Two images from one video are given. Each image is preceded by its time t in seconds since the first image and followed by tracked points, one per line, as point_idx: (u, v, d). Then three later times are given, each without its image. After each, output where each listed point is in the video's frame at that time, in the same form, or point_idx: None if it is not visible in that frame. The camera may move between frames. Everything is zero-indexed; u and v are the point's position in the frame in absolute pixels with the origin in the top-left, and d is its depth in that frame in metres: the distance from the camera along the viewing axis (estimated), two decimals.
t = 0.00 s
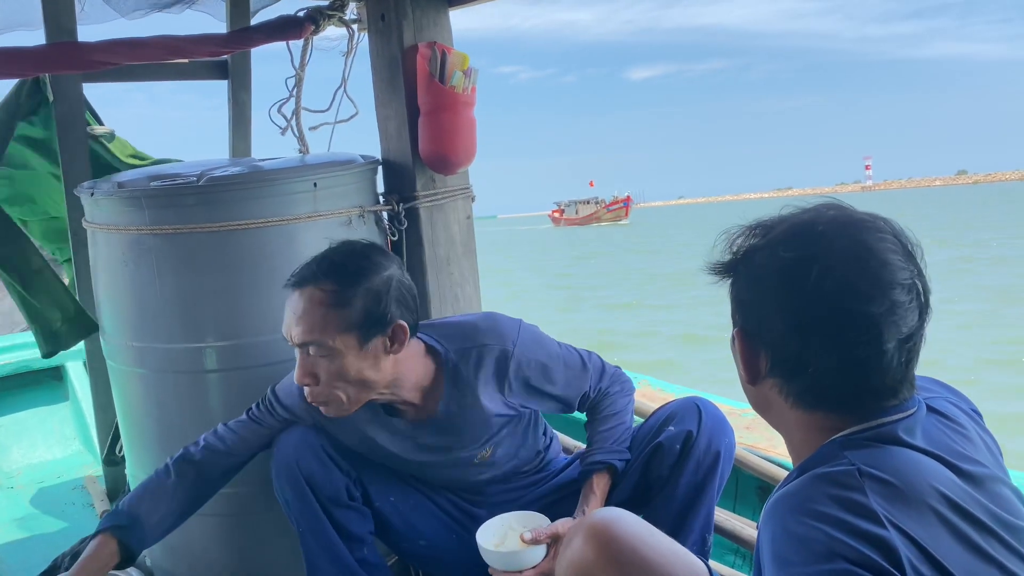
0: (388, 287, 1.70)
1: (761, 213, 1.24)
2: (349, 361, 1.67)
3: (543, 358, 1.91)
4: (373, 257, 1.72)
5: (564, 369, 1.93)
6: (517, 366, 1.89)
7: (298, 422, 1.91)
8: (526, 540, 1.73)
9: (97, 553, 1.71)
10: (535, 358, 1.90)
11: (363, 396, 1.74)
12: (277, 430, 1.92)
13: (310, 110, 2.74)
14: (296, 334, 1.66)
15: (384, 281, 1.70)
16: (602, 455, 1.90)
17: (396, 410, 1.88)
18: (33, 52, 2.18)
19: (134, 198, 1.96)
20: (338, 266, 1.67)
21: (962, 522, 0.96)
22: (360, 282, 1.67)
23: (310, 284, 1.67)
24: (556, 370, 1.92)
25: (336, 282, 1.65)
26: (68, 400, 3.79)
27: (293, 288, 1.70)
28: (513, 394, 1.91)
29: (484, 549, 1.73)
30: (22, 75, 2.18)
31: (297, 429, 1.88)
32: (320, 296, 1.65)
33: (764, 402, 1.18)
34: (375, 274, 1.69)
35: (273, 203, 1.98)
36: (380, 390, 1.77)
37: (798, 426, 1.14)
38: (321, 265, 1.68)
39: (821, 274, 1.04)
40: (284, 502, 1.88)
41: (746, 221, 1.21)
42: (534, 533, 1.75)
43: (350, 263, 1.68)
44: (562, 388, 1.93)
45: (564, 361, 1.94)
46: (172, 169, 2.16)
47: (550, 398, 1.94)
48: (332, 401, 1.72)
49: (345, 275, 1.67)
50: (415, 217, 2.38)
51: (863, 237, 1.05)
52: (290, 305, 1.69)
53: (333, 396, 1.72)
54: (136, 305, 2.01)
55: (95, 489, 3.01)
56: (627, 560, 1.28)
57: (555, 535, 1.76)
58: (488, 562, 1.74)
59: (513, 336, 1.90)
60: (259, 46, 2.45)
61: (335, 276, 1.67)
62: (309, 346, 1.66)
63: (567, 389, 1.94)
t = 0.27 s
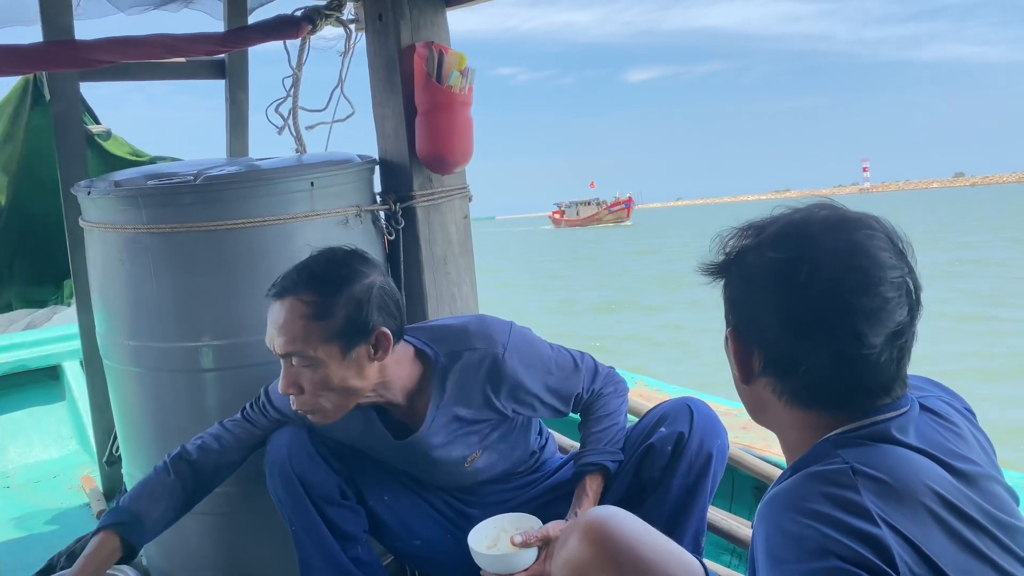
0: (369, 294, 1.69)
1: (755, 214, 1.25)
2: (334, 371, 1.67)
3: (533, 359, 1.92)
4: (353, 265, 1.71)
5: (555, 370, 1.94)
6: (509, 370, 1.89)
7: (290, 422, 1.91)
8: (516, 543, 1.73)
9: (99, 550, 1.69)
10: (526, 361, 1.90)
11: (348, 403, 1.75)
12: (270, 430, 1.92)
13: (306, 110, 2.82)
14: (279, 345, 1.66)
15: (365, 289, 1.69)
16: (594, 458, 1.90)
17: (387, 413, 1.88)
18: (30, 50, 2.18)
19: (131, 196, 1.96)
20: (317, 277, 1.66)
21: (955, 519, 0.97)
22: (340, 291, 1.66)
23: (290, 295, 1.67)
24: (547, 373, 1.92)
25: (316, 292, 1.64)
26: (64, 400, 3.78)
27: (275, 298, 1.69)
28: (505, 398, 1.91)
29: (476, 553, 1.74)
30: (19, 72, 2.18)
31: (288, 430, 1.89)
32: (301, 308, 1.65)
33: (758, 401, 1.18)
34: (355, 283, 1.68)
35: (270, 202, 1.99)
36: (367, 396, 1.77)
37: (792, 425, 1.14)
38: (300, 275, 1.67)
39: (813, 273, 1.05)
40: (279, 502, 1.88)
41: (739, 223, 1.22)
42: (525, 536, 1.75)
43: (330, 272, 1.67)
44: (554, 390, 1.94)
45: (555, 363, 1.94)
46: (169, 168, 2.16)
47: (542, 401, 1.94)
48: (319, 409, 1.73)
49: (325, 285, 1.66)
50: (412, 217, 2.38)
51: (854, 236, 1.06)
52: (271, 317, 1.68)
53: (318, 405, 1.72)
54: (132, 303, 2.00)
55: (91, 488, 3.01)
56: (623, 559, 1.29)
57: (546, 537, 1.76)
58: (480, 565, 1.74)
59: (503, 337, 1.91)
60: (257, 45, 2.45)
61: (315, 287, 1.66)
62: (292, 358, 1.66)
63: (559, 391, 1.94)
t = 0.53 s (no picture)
0: (355, 295, 1.68)
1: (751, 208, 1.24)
2: (326, 375, 1.67)
3: (526, 358, 1.90)
4: (337, 267, 1.69)
5: (548, 369, 1.92)
6: (502, 368, 1.88)
7: (283, 419, 1.90)
8: (508, 540, 1.73)
9: (96, 551, 1.70)
10: (519, 360, 1.89)
11: (345, 406, 1.75)
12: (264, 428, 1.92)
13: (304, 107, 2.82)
14: (270, 354, 1.66)
15: (350, 291, 1.67)
16: (586, 455, 1.90)
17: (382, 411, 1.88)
18: (27, 45, 2.18)
19: (126, 192, 1.96)
20: (302, 283, 1.64)
21: (951, 513, 0.96)
22: (325, 296, 1.65)
23: (276, 304, 1.65)
24: (540, 371, 1.91)
25: (302, 301, 1.63)
26: (60, 399, 3.78)
27: (262, 306, 1.68)
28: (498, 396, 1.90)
29: (469, 550, 1.73)
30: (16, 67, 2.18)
31: (280, 427, 1.88)
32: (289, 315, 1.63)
33: (753, 396, 1.18)
34: (339, 286, 1.66)
35: (266, 197, 1.98)
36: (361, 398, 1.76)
37: (787, 420, 1.14)
38: (284, 283, 1.65)
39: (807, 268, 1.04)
40: (273, 499, 1.88)
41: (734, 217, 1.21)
42: (516, 534, 1.75)
43: (313, 278, 1.65)
44: (547, 388, 1.92)
45: (548, 361, 1.92)
46: (166, 164, 2.15)
47: (536, 399, 1.93)
48: (315, 413, 1.73)
49: (311, 291, 1.64)
50: (409, 214, 2.38)
51: (848, 230, 1.05)
52: (260, 325, 1.67)
53: (314, 409, 1.72)
54: (128, 300, 2.00)
55: (87, 487, 3.00)
56: (619, 555, 1.28)
57: (538, 535, 1.76)
58: (472, 562, 1.74)
59: (495, 336, 1.89)
60: (254, 42, 2.44)
61: (301, 293, 1.64)
62: (284, 365, 1.65)
63: (552, 389, 1.93)
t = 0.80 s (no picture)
0: (354, 293, 1.68)
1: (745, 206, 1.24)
2: (326, 373, 1.66)
3: (525, 357, 1.90)
4: (335, 266, 1.69)
5: (546, 369, 1.92)
6: (500, 368, 1.88)
7: (279, 418, 1.90)
8: (502, 539, 1.73)
9: (92, 561, 1.68)
10: (517, 359, 1.89)
11: (345, 406, 1.74)
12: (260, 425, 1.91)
13: (301, 107, 2.78)
14: (269, 352, 1.65)
15: (349, 288, 1.67)
16: (583, 455, 1.90)
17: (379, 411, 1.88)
18: (23, 41, 2.18)
19: (123, 189, 1.95)
20: (302, 280, 1.64)
21: (946, 510, 0.96)
22: (324, 294, 1.65)
23: (274, 302, 1.65)
24: (538, 371, 1.91)
25: (301, 298, 1.62)
26: (56, 398, 3.76)
27: (260, 305, 1.68)
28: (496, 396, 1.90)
29: (463, 548, 1.73)
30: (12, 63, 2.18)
31: (277, 426, 1.88)
32: (288, 312, 1.63)
33: (749, 393, 1.18)
34: (338, 283, 1.66)
35: (263, 195, 1.98)
36: (360, 397, 1.76)
37: (783, 417, 1.14)
38: (283, 280, 1.65)
39: (803, 265, 1.04)
40: (270, 498, 1.87)
41: (729, 216, 1.21)
42: (511, 532, 1.75)
43: (312, 275, 1.65)
44: (545, 388, 1.92)
45: (547, 361, 1.93)
46: (162, 161, 2.15)
47: (534, 399, 1.93)
48: (314, 412, 1.72)
49: (310, 289, 1.64)
50: (406, 213, 2.37)
51: (843, 227, 1.06)
52: (259, 324, 1.66)
53: (313, 409, 1.71)
54: (124, 297, 2.00)
55: (82, 486, 2.99)
56: (615, 552, 1.28)
57: (533, 533, 1.76)
58: (467, 560, 1.73)
59: (494, 335, 1.90)
60: (251, 40, 2.44)
61: (301, 291, 1.64)
62: (283, 364, 1.64)
63: (551, 390, 1.93)
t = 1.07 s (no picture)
0: (355, 292, 1.68)
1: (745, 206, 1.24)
2: (325, 371, 1.66)
3: (525, 358, 1.91)
4: (336, 264, 1.69)
5: (545, 370, 1.93)
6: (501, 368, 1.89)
7: (280, 419, 1.89)
8: (501, 537, 1.73)
9: None
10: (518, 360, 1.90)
11: (344, 405, 1.73)
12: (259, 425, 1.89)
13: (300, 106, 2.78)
14: (268, 348, 1.64)
15: (350, 287, 1.68)
16: (582, 456, 1.90)
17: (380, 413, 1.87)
18: (22, 39, 2.18)
19: (122, 187, 1.95)
20: (302, 277, 1.64)
21: (945, 510, 0.97)
22: (325, 291, 1.64)
23: (275, 297, 1.65)
24: (537, 371, 1.92)
25: (302, 295, 1.62)
26: (53, 396, 3.76)
27: (260, 300, 1.67)
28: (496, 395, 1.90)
29: (459, 548, 1.74)
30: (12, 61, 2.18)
31: (277, 426, 1.87)
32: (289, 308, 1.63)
33: (747, 393, 1.18)
34: (339, 281, 1.66)
35: (262, 193, 1.98)
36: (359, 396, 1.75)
37: (781, 417, 1.14)
38: (284, 276, 1.65)
39: (802, 264, 1.04)
40: (269, 498, 1.87)
41: (727, 216, 1.21)
42: (509, 531, 1.75)
43: (313, 272, 1.65)
44: (545, 388, 1.93)
45: (546, 361, 1.94)
46: (162, 160, 2.15)
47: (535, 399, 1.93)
48: (313, 411, 1.71)
49: (311, 285, 1.64)
50: (405, 212, 2.38)
51: (842, 227, 1.06)
52: (259, 319, 1.66)
53: (312, 407, 1.71)
54: (122, 295, 1.99)
55: (80, 484, 2.99)
56: (614, 551, 1.28)
57: (530, 533, 1.77)
58: (464, 560, 1.73)
59: (494, 336, 1.89)
60: (251, 39, 2.44)
61: (301, 287, 1.64)
62: (282, 360, 1.64)
63: (550, 390, 1.94)
